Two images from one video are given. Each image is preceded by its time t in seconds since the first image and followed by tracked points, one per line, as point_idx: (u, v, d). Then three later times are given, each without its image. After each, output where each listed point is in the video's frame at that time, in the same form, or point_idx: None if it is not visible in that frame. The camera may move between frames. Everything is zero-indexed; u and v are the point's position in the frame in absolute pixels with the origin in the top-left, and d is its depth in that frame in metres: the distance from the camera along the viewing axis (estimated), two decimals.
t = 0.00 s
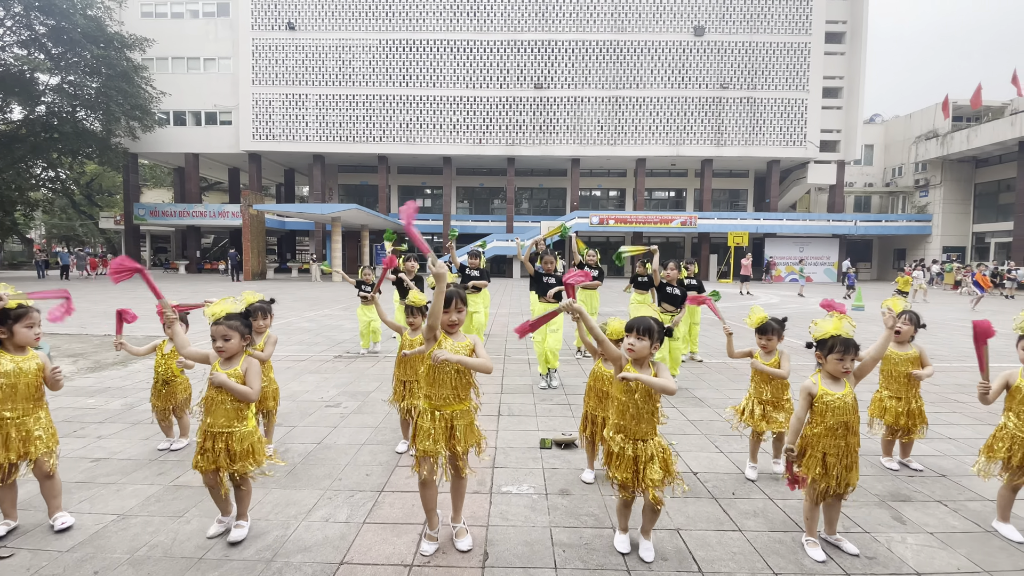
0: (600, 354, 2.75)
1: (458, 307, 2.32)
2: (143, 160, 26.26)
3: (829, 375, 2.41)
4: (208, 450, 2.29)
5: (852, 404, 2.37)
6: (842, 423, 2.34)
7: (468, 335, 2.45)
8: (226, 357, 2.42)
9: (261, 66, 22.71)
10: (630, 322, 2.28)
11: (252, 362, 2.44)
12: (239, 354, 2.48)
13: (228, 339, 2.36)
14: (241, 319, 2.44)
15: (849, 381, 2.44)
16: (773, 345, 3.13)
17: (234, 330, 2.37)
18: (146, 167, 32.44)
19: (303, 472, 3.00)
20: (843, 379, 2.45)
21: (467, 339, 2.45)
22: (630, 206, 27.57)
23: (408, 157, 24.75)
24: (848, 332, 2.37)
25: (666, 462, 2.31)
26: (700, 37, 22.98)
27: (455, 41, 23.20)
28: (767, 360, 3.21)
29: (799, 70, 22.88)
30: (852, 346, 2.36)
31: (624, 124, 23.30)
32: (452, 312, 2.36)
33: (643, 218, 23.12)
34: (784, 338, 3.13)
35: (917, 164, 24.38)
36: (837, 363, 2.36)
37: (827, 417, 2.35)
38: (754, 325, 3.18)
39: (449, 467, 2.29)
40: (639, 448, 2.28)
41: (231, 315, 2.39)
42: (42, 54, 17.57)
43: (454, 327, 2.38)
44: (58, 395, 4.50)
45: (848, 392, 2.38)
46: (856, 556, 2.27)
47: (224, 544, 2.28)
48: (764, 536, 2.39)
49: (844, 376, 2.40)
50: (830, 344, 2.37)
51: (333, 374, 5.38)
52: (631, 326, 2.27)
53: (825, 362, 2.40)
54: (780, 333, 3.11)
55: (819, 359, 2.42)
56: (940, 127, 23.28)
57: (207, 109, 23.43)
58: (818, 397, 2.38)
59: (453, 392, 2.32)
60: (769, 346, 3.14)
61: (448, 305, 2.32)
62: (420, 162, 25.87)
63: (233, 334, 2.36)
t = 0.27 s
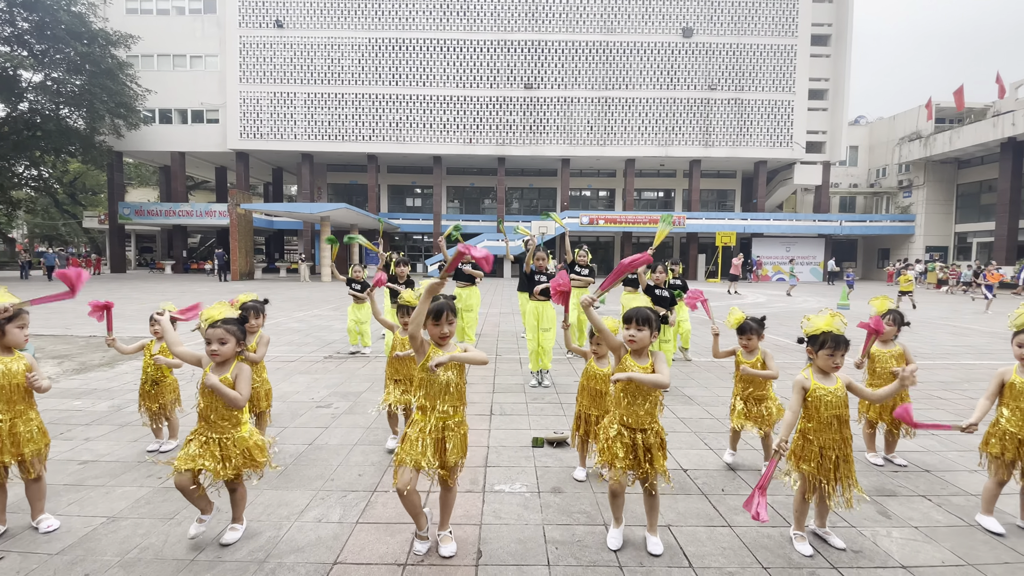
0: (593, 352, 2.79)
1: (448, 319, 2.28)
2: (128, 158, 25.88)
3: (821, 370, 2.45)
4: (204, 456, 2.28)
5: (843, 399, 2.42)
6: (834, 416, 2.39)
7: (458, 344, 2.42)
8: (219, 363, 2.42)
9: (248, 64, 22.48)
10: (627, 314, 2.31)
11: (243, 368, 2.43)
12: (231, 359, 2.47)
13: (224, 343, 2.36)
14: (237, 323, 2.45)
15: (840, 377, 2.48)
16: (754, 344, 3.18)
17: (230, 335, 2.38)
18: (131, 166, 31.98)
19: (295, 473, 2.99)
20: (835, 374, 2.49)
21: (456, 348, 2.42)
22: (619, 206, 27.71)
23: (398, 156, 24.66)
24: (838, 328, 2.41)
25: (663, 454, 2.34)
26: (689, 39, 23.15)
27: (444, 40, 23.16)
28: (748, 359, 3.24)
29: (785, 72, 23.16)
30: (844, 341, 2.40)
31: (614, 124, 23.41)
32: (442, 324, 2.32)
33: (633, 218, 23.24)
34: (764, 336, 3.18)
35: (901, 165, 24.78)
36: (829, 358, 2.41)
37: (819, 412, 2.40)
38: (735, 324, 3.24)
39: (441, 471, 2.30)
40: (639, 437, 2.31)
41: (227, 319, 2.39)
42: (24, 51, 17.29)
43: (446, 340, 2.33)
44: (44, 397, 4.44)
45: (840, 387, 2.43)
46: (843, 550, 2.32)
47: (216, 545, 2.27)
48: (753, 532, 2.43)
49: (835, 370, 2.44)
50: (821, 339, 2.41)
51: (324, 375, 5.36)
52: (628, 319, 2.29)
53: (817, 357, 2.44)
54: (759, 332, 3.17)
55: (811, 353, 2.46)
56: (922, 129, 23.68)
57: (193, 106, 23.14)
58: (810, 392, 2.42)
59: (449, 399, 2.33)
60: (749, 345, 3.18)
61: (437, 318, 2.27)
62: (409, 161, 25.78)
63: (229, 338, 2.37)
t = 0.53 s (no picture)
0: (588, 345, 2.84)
1: (438, 301, 2.33)
2: (115, 154, 25.54)
3: (816, 367, 2.48)
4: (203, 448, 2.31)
5: (835, 395, 2.45)
6: (825, 410, 2.43)
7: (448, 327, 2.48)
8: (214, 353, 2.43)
9: (237, 59, 22.24)
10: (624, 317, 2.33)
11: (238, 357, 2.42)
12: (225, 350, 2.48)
13: (220, 334, 2.38)
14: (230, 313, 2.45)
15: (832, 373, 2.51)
16: (749, 334, 3.26)
17: (225, 325, 2.39)
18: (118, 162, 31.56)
19: (289, 468, 2.98)
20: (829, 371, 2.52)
21: (447, 331, 2.48)
22: (611, 203, 27.80)
23: (389, 153, 24.55)
24: (831, 324, 2.46)
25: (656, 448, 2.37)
26: (680, 36, 23.21)
27: (436, 36, 23.05)
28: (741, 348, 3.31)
29: (775, 69, 23.32)
30: (837, 338, 2.44)
31: (606, 121, 23.45)
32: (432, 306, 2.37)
33: (625, 215, 23.32)
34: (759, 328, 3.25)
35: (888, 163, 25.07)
36: (821, 353, 2.45)
37: (810, 406, 2.44)
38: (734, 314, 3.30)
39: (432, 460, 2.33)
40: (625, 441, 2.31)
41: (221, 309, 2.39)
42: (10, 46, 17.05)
43: (436, 320, 2.39)
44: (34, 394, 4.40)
45: (832, 383, 2.46)
46: (832, 539, 2.35)
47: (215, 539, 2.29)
48: (744, 522, 2.47)
49: (830, 366, 2.47)
50: (816, 334, 2.45)
51: (317, 371, 5.36)
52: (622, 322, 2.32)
53: (810, 352, 2.48)
54: (757, 324, 3.25)
55: (805, 349, 2.50)
56: (910, 127, 23.96)
57: (181, 102, 22.88)
58: (802, 386, 2.47)
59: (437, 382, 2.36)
60: (745, 335, 3.26)
61: (427, 300, 2.32)
62: (401, 157, 25.68)
63: (225, 328, 2.38)
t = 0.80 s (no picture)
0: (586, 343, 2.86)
1: (434, 308, 2.34)
2: (112, 152, 25.48)
3: (808, 362, 2.52)
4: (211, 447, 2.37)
5: (829, 390, 2.49)
6: (816, 406, 2.47)
7: (443, 335, 2.49)
8: (217, 354, 2.45)
9: (234, 56, 22.19)
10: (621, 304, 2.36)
11: (242, 359, 2.47)
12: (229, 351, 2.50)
13: (225, 335, 2.41)
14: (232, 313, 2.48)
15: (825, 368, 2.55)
16: (745, 334, 3.26)
17: (228, 326, 2.41)
18: (115, 159, 31.47)
19: (291, 463, 3.03)
20: (822, 367, 2.56)
21: (442, 341, 2.49)
22: (609, 201, 27.83)
23: (387, 150, 24.53)
24: (822, 320, 2.49)
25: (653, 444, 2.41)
26: (678, 33, 23.23)
27: (434, 33, 23.02)
28: (739, 349, 3.32)
29: (773, 67, 23.37)
30: (829, 332, 2.47)
31: (604, 118, 23.45)
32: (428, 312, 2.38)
33: (623, 213, 23.35)
34: (755, 327, 3.25)
35: (885, 160, 25.17)
36: (812, 349, 2.48)
37: (803, 402, 2.48)
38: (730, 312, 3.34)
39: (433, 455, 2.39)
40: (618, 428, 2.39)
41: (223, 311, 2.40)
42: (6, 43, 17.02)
43: (431, 327, 2.41)
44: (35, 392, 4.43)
45: (825, 379, 2.49)
46: (823, 530, 2.40)
47: (218, 532, 2.32)
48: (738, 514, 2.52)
49: (821, 363, 2.51)
50: (808, 330, 2.48)
51: (317, 368, 5.39)
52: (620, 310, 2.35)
53: (802, 348, 2.51)
54: (752, 323, 3.24)
55: (797, 344, 2.53)
56: (907, 124, 24.03)
57: (179, 99, 22.83)
58: (793, 382, 2.51)
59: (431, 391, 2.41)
60: (741, 334, 3.27)
61: (424, 307, 2.34)
62: (399, 155, 25.66)
63: (228, 329, 2.40)
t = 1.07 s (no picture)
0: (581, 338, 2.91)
1: (436, 302, 2.45)
2: (119, 151, 25.70)
3: (796, 357, 2.59)
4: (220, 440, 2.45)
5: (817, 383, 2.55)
6: (803, 399, 2.52)
7: (450, 330, 2.58)
8: (223, 348, 2.56)
9: (239, 55, 22.33)
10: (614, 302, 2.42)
11: (248, 353, 2.59)
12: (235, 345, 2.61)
13: (231, 331, 2.52)
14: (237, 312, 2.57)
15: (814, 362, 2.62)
16: (734, 329, 3.32)
17: (232, 324, 2.52)
18: (121, 159, 31.71)
19: (296, 455, 3.11)
20: (810, 361, 2.62)
21: (449, 335, 2.57)
22: (613, 198, 27.81)
23: (391, 148, 24.61)
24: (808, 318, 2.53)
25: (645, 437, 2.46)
26: (682, 29, 23.14)
27: (437, 31, 23.07)
28: (730, 345, 3.36)
29: (778, 63, 23.26)
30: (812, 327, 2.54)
31: (608, 115, 23.43)
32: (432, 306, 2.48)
33: (627, 210, 23.34)
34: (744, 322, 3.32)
35: (892, 156, 25.02)
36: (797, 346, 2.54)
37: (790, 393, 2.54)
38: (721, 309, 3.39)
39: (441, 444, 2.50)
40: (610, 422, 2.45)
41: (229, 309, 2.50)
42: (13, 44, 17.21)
43: (437, 322, 2.50)
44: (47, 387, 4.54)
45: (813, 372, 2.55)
46: (814, 521, 2.44)
47: (225, 521, 2.40)
48: (729, 504, 2.58)
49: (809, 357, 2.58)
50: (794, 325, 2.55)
51: (321, 364, 5.48)
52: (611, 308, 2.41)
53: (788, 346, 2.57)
54: (741, 318, 3.31)
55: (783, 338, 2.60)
56: (914, 120, 23.88)
57: (184, 98, 22.96)
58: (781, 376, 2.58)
59: (438, 385, 2.52)
60: (730, 330, 3.32)
61: (426, 301, 2.44)
62: (403, 153, 25.74)
63: (233, 326, 2.51)
